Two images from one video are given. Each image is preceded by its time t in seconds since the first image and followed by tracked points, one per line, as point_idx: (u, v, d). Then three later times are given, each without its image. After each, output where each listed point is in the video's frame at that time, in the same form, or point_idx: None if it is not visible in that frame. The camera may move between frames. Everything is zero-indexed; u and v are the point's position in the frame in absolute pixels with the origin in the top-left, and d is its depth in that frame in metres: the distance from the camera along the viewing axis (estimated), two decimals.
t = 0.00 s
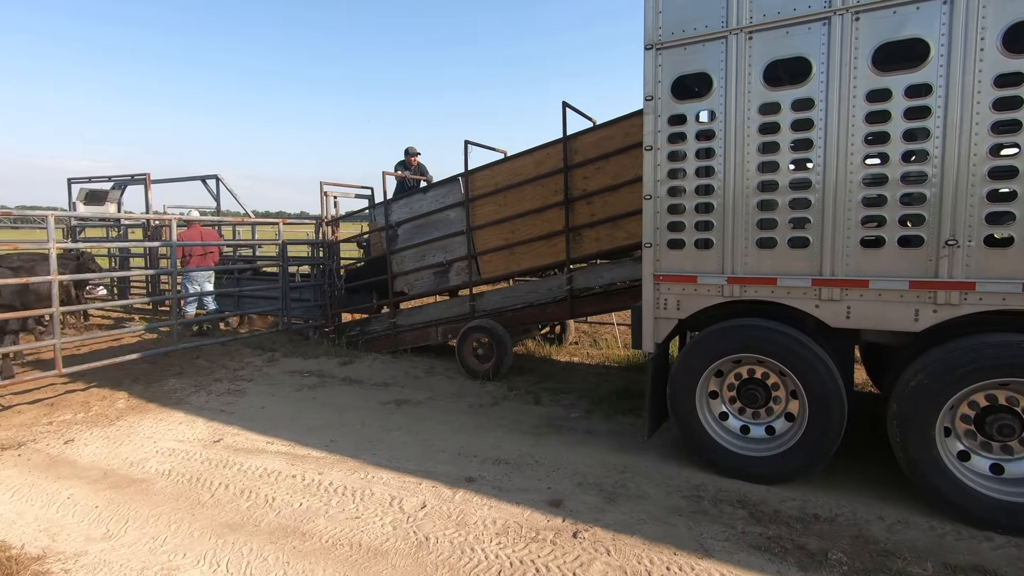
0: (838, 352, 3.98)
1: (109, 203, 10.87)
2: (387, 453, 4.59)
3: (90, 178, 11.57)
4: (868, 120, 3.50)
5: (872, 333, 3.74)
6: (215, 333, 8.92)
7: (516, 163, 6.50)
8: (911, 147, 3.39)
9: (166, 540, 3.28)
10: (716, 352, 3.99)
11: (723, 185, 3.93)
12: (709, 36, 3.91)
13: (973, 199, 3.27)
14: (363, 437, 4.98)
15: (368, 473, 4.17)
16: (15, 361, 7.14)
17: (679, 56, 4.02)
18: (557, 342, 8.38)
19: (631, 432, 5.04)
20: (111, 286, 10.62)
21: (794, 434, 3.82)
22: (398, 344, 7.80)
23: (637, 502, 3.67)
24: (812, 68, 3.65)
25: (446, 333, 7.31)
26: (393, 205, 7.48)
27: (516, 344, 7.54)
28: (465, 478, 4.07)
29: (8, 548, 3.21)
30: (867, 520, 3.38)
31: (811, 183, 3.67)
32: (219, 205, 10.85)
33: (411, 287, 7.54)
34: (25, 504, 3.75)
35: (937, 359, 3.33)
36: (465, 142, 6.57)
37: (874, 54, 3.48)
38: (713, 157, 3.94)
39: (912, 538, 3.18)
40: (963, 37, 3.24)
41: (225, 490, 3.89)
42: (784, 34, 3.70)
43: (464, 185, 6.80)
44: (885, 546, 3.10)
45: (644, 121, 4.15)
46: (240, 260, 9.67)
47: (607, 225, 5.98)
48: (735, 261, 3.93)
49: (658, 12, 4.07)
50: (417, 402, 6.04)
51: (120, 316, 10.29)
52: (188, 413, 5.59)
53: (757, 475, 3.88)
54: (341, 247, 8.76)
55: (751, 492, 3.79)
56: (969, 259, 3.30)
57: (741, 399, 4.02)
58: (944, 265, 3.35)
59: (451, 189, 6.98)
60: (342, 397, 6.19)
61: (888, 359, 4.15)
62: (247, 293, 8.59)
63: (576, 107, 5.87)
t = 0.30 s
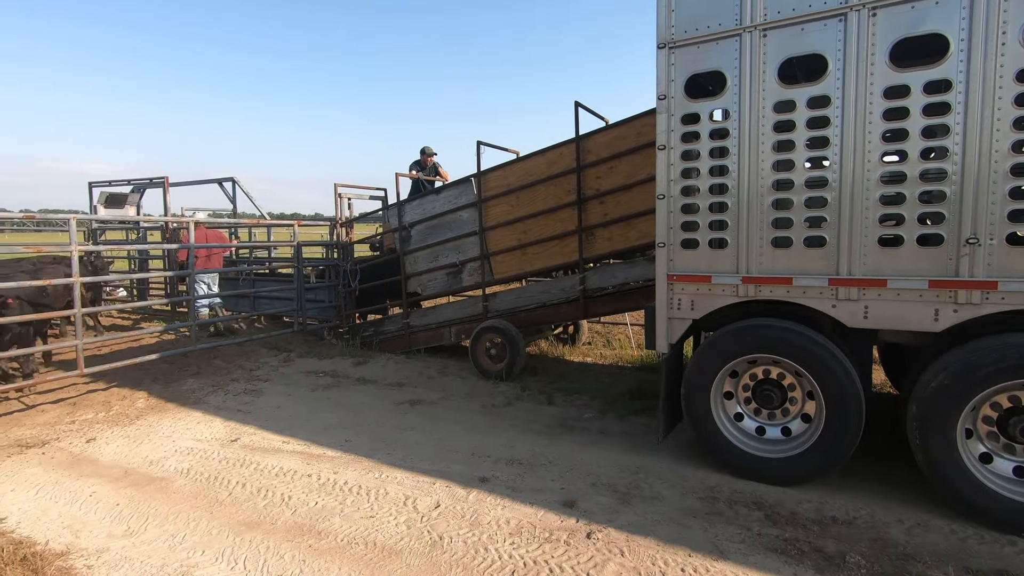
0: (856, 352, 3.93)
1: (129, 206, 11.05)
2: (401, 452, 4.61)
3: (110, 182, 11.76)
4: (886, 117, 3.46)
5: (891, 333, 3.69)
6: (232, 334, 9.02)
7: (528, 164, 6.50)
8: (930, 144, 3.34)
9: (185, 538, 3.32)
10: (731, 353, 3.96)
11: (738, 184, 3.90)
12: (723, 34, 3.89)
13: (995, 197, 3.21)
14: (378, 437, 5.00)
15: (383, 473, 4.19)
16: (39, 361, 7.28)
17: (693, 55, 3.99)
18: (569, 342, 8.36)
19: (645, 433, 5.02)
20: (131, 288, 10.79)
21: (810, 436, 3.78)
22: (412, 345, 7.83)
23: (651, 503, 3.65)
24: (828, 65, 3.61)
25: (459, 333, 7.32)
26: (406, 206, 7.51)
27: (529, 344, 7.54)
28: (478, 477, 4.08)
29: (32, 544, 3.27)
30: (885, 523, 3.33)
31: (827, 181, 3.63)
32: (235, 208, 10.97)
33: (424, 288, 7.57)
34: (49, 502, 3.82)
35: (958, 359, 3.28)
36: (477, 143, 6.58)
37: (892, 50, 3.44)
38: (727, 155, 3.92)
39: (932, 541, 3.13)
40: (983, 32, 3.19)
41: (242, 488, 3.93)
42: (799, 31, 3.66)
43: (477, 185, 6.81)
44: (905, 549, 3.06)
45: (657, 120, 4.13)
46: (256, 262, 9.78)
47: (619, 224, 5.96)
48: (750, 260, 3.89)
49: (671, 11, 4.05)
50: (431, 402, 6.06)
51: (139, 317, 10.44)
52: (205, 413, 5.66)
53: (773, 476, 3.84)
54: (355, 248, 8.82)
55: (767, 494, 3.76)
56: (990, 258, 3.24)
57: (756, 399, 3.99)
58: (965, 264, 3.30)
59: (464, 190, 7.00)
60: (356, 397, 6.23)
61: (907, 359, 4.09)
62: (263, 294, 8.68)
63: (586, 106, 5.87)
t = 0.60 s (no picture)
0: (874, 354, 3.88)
1: (147, 209, 11.21)
2: (414, 453, 4.62)
3: (129, 185, 11.94)
4: (905, 115, 3.41)
5: (910, 334, 3.64)
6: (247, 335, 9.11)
7: (541, 165, 6.50)
8: (951, 143, 3.29)
9: (204, 536, 3.35)
10: (746, 354, 3.93)
11: (753, 184, 3.87)
12: (738, 33, 3.86)
13: (1018, 196, 3.15)
14: (391, 437, 5.03)
15: (397, 473, 4.21)
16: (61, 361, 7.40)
17: (707, 55, 3.97)
18: (582, 343, 8.34)
19: (659, 435, 4.99)
20: (149, 289, 10.94)
21: (827, 439, 3.74)
22: (425, 346, 7.86)
23: (665, 505, 3.63)
24: (845, 64, 3.57)
25: (472, 334, 7.34)
26: (419, 207, 7.54)
27: (542, 345, 7.53)
28: (492, 478, 4.08)
29: (56, 540, 3.32)
30: (905, 527, 3.28)
31: (845, 181, 3.59)
32: (251, 210, 11.09)
33: (437, 289, 7.59)
34: (71, 499, 3.88)
35: (979, 362, 3.23)
36: (490, 144, 6.59)
37: (911, 48, 3.39)
38: (743, 155, 3.89)
39: (954, 547, 3.08)
40: (1005, 28, 3.13)
41: (259, 488, 3.96)
42: (816, 30, 3.63)
43: (490, 187, 6.82)
44: (925, 555, 3.01)
45: (671, 121, 4.11)
46: (271, 263, 9.87)
47: (633, 225, 5.94)
48: (766, 261, 3.86)
49: (685, 11, 4.03)
50: (444, 403, 6.08)
51: (157, 318, 10.58)
52: (222, 412, 5.72)
53: (790, 479, 3.80)
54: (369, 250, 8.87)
55: (783, 497, 3.72)
56: (1013, 258, 3.18)
57: (772, 402, 3.95)
58: (987, 264, 3.25)
59: (477, 191, 7.01)
60: (370, 398, 6.26)
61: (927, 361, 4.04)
62: (279, 295, 8.76)
63: (598, 107, 5.86)
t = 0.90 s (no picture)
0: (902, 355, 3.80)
1: (172, 209, 11.41)
2: (434, 451, 4.64)
3: (156, 186, 12.17)
4: (936, 111, 3.34)
5: (939, 335, 3.56)
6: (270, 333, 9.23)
7: (560, 164, 6.47)
8: (984, 138, 3.21)
9: (229, 530, 3.41)
10: (770, 355, 3.87)
11: (777, 182, 3.81)
12: (762, 29, 3.81)
13: None
14: (411, 435, 5.06)
15: (417, 471, 4.23)
16: (91, 358, 7.57)
17: (731, 51, 3.92)
18: (601, 343, 8.31)
19: (679, 435, 4.95)
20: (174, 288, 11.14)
21: (853, 441, 3.67)
22: (444, 344, 7.89)
23: (686, 506, 3.60)
24: (873, 59, 3.50)
25: (491, 333, 7.35)
26: (439, 207, 7.57)
27: (560, 344, 7.52)
28: (512, 477, 4.08)
29: (88, 531, 3.40)
30: (935, 533, 3.21)
31: (872, 178, 3.52)
32: (273, 210, 11.23)
33: (456, 288, 7.61)
34: (101, 492, 3.97)
35: (1014, 364, 3.15)
36: (509, 143, 6.58)
37: (942, 42, 3.32)
38: (767, 153, 3.84)
39: (986, 553, 3.00)
40: None
41: (282, 483, 4.01)
42: (843, 24, 3.57)
43: (509, 186, 6.81)
44: (955, 561, 2.94)
45: (693, 118, 4.07)
46: (293, 262, 9.98)
47: (653, 224, 5.90)
48: (791, 260, 3.80)
49: (708, 7, 3.98)
50: (463, 401, 6.09)
51: (182, 316, 10.77)
52: (246, 409, 5.81)
53: (815, 482, 3.74)
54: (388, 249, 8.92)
55: (808, 499, 3.66)
56: None
57: (796, 403, 3.89)
58: (1022, 263, 3.16)
59: (496, 191, 7.02)
60: (390, 396, 6.30)
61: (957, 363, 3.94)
62: (301, 294, 8.86)
63: (618, 105, 5.83)
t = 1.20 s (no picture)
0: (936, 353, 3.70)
1: (202, 207, 11.64)
2: (457, 446, 4.66)
3: (185, 184, 12.40)
4: (973, 100, 3.23)
5: (976, 333, 3.46)
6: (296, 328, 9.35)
7: (582, 159, 6.42)
8: None
9: (258, 520, 3.46)
10: (797, 352, 3.80)
11: (806, 176, 3.73)
12: (791, 19, 3.72)
13: None
14: (434, 430, 5.08)
15: (440, 465, 4.25)
16: (124, 353, 7.76)
17: (758, 43, 3.84)
18: (624, 340, 8.25)
19: (703, 433, 4.89)
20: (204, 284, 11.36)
21: (884, 441, 3.58)
22: (466, 340, 7.91)
23: (711, 505, 3.55)
24: (907, 48, 3.40)
25: (513, 330, 7.34)
26: (461, 204, 7.58)
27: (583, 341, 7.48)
28: (534, 473, 4.08)
29: (122, 520, 3.49)
30: (971, 536, 3.12)
31: (906, 171, 3.42)
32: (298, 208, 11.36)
33: (478, 285, 7.61)
34: (135, 481, 4.07)
35: None
36: (531, 139, 6.55)
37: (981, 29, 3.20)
38: (795, 146, 3.76)
39: None
40: None
41: (308, 476, 4.07)
42: (876, 13, 3.47)
43: (530, 182, 6.79)
44: (991, 565, 2.85)
45: (719, 111, 4.00)
46: (318, 259, 10.09)
47: (677, 220, 5.83)
48: (819, 256, 3.72)
49: None
50: (486, 397, 6.10)
51: (210, 312, 10.97)
52: (273, 403, 5.90)
53: (844, 482, 3.66)
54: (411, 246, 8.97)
55: (836, 500, 3.59)
56: None
57: (824, 402, 3.82)
58: None
59: (518, 187, 7.00)
60: (413, 391, 6.34)
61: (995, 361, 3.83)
62: (326, 291, 8.96)
63: (641, 99, 5.76)
